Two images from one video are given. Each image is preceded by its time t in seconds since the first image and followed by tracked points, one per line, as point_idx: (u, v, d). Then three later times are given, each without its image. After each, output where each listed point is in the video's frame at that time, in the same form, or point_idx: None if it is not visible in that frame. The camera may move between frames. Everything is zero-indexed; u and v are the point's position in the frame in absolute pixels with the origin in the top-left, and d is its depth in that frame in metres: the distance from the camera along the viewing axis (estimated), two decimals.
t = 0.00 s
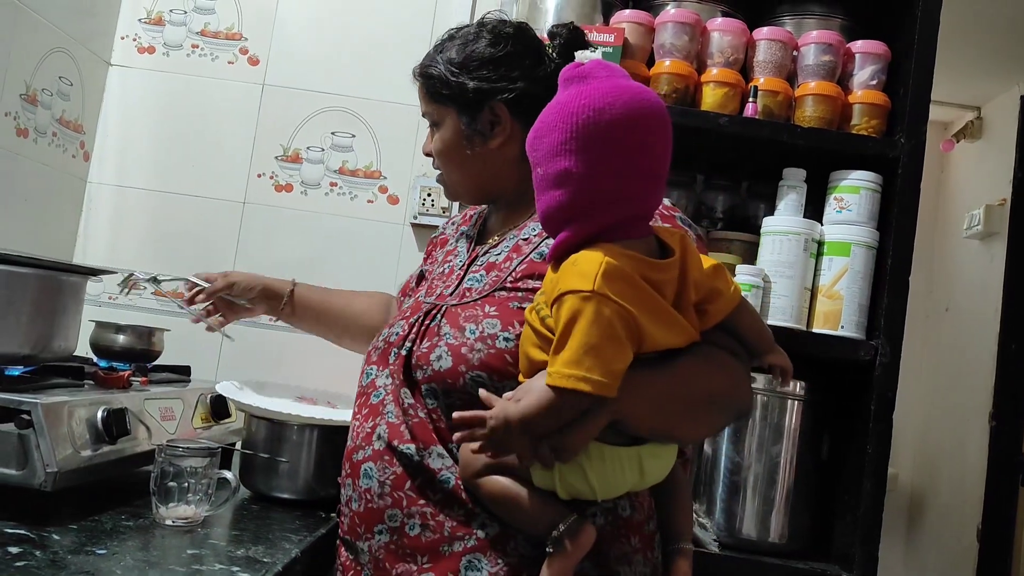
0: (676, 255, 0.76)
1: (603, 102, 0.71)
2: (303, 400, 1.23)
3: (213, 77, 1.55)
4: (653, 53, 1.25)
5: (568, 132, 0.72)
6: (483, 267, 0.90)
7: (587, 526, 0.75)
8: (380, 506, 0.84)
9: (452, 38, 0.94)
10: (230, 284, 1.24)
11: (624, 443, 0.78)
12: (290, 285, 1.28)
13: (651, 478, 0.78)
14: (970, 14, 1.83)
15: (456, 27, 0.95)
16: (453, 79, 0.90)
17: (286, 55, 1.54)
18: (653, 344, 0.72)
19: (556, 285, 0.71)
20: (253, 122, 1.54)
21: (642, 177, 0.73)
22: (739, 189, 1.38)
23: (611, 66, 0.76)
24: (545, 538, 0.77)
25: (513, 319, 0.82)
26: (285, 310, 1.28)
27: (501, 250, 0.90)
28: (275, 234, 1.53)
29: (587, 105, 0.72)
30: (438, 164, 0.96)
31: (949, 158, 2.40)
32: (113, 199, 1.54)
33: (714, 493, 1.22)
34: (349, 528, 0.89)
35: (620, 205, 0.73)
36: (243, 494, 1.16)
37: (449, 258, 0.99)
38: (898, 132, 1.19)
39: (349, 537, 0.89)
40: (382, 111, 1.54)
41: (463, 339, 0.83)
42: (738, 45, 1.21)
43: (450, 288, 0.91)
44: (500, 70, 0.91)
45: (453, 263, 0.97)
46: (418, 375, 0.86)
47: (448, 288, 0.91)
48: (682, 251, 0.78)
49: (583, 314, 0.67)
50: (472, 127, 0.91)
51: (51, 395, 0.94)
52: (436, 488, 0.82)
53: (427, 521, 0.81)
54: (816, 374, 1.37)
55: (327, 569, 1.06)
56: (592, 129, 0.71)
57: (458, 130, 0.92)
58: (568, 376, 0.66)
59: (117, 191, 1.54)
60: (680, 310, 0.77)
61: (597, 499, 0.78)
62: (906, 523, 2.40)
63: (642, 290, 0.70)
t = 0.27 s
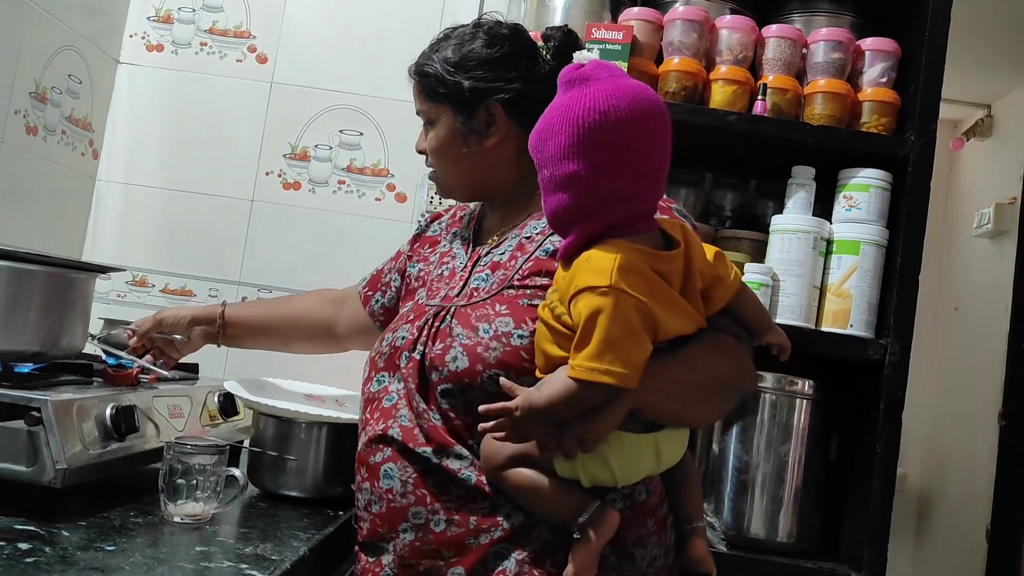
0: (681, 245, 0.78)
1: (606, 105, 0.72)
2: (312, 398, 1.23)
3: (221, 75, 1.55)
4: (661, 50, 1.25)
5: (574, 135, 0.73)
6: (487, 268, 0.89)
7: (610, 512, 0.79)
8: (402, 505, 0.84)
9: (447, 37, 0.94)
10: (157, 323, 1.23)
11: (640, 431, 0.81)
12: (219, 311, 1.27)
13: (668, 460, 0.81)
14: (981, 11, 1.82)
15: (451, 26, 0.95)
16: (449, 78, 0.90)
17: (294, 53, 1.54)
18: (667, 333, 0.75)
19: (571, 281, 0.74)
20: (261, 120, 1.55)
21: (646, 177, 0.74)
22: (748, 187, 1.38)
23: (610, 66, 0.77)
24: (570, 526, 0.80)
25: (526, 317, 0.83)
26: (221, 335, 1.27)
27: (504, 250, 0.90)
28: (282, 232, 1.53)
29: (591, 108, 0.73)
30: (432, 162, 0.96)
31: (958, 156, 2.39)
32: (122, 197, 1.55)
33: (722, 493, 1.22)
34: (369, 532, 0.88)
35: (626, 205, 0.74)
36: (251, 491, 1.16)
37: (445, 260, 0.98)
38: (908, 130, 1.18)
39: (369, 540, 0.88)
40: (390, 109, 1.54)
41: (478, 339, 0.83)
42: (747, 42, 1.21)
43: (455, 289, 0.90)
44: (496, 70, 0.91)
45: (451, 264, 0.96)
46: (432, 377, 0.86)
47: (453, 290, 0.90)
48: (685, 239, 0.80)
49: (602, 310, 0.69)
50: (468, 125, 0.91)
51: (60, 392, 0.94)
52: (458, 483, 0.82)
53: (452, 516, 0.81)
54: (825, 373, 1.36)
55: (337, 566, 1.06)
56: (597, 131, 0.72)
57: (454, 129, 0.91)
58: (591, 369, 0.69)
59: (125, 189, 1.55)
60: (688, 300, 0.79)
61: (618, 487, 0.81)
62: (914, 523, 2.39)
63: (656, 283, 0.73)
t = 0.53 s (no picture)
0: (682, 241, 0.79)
1: (611, 104, 0.72)
2: (313, 396, 1.23)
3: (223, 73, 1.55)
4: (663, 48, 1.25)
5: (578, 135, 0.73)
6: (487, 267, 0.89)
7: (617, 507, 0.79)
8: (407, 501, 0.83)
9: (434, 43, 0.94)
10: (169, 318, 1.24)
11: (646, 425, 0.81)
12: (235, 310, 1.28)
13: (671, 455, 0.82)
14: (985, 9, 1.81)
15: (437, 32, 0.95)
16: (439, 84, 0.90)
17: (296, 52, 1.54)
18: (671, 328, 0.75)
19: (576, 279, 0.74)
20: (263, 118, 1.55)
21: (650, 178, 0.75)
22: (750, 185, 1.37)
23: (614, 67, 0.78)
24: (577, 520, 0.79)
25: (528, 316, 0.83)
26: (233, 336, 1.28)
27: (502, 250, 0.90)
28: (284, 231, 1.53)
29: (596, 109, 0.73)
30: (424, 168, 0.95)
31: (962, 155, 2.38)
32: (124, 196, 1.55)
33: (724, 492, 1.21)
34: (372, 529, 0.87)
35: (630, 204, 0.74)
36: (251, 490, 1.16)
37: (443, 261, 0.97)
38: (912, 129, 1.18)
39: (372, 537, 0.88)
40: (393, 107, 1.54)
41: (481, 338, 0.83)
42: (749, 40, 1.20)
43: (455, 289, 0.90)
44: (486, 73, 0.91)
45: (448, 265, 0.95)
46: (435, 377, 0.85)
47: (452, 290, 0.90)
48: (685, 236, 0.80)
49: (609, 304, 0.69)
50: (460, 130, 0.91)
51: (61, 390, 0.94)
52: (464, 479, 0.82)
53: (458, 510, 0.81)
54: (827, 372, 1.36)
55: (337, 565, 1.06)
56: (601, 132, 0.72)
57: (445, 134, 0.91)
58: (602, 363, 0.68)
59: (128, 188, 1.55)
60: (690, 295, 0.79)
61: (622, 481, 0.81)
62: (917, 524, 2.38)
63: (659, 279, 0.73)
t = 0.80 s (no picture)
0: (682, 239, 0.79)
1: (614, 103, 0.72)
2: (313, 395, 1.22)
3: (222, 72, 1.55)
4: (662, 46, 1.24)
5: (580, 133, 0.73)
6: (484, 265, 0.89)
7: (614, 505, 0.79)
8: (405, 496, 0.83)
9: (428, 43, 0.93)
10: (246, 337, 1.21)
11: (643, 423, 0.80)
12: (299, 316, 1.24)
13: (669, 452, 0.82)
14: (985, 5, 1.81)
15: (432, 32, 0.95)
16: (432, 83, 0.89)
17: (296, 50, 1.54)
18: (671, 326, 0.74)
19: (576, 277, 0.74)
20: (262, 117, 1.55)
21: (651, 175, 0.75)
22: (750, 183, 1.37)
23: (615, 65, 0.78)
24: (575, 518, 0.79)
25: (524, 314, 0.82)
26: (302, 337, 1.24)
27: (500, 248, 0.89)
28: (283, 230, 1.53)
29: (598, 106, 0.73)
30: (422, 168, 0.95)
31: (963, 152, 2.38)
32: (123, 196, 1.55)
33: (724, 490, 1.21)
34: (370, 524, 0.87)
35: (631, 202, 0.74)
36: (251, 489, 1.16)
37: (443, 259, 0.98)
38: (912, 125, 1.18)
39: (370, 533, 0.88)
40: (392, 105, 1.54)
41: (476, 336, 0.82)
42: (749, 38, 1.20)
43: (453, 287, 0.90)
44: (478, 72, 0.90)
45: (448, 263, 0.96)
46: (432, 374, 0.85)
47: (450, 287, 0.90)
48: (685, 233, 0.80)
49: (610, 302, 0.69)
50: (452, 129, 0.90)
51: (60, 390, 0.94)
52: (462, 475, 0.82)
53: (455, 507, 0.81)
54: (828, 370, 1.35)
55: (336, 564, 1.06)
56: (604, 130, 0.72)
57: (438, 134, 0.91)
58: (604, 360, 0.68)
59: (127, 187, 1.55)
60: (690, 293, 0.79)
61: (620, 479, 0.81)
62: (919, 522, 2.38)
63: (659, 276, 0.73)
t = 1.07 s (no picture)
0: (675, 236, 0.78)
1: (605, 100, 0.72)
2: (317, 395, 1.22)
3: (225, 73, 1.55)
4: (664, 45, 1.24)
5: (571, 131, 0.73)
6: (485, 264, 0.89)
7: (612, 501, 0.78)
8: (406, 494, 0.83)
9: (434, 45, 0.94)
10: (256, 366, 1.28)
11: (641, 419, 0.81)
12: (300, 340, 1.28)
13: (668, 449, 0.81)
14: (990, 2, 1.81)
15: (438, 35, 0.95)
16: (436, 85, 0.89)
17: (298, 51, 1.54)
18: (661, 323, 0.74)
19: (566, 274, 0.74)
20: (265, 118, 1.55)
21: (643, 172, 0.74)
22: (753, 181, 1.37)
23: (607, 61, 0.77)
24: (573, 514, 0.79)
25: (523, 311, 0.82)
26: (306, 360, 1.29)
27: (501, 247, 0.89)
28: (286, 231, 1.53)
29: (589, 104, 0.72)
30: (427, 169, 0.95)
31: (966, 150, 2.37)
32: (126, 196, 1.55)
33: (728, 489, 1.21)
34: (373, 522, 0.88)
35: (623, 199, 0.74)
36: (255, 489, 1.16)
37: (448, 258, 0.98)
38: (914, 123, 1.18)
39: (372, 530, 0.88)
40: (395, 106, 1.54)
41: (476, 333, 0.82)
42: (751, 36, 1.20)
43: (455, 286, 0.90)
44: (482, 73, 0.90)
45: (452, 262, 0.96)
46: (433, 371, 0.85)
47: (452, 286, 0.90)
48: (679, 231, 0.80)
49: (595, 300, 0.69)
50: (456, 130, 0.90)
51: (64, 391, 0.94)
52: (462, 472, 0.82)
53: (455, 505, 0.81)
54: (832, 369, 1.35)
55: (340, 564, 1.06)
56: (595, 128, 0.72)
57: (443, 134, 0.90)
58: (587, 357, 0.68)
59: (131, 188, 1.55)
60: (683, 290, 0.79)
61: (618, 475, 0.81)
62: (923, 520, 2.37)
63: (648, 273, 0.73)
